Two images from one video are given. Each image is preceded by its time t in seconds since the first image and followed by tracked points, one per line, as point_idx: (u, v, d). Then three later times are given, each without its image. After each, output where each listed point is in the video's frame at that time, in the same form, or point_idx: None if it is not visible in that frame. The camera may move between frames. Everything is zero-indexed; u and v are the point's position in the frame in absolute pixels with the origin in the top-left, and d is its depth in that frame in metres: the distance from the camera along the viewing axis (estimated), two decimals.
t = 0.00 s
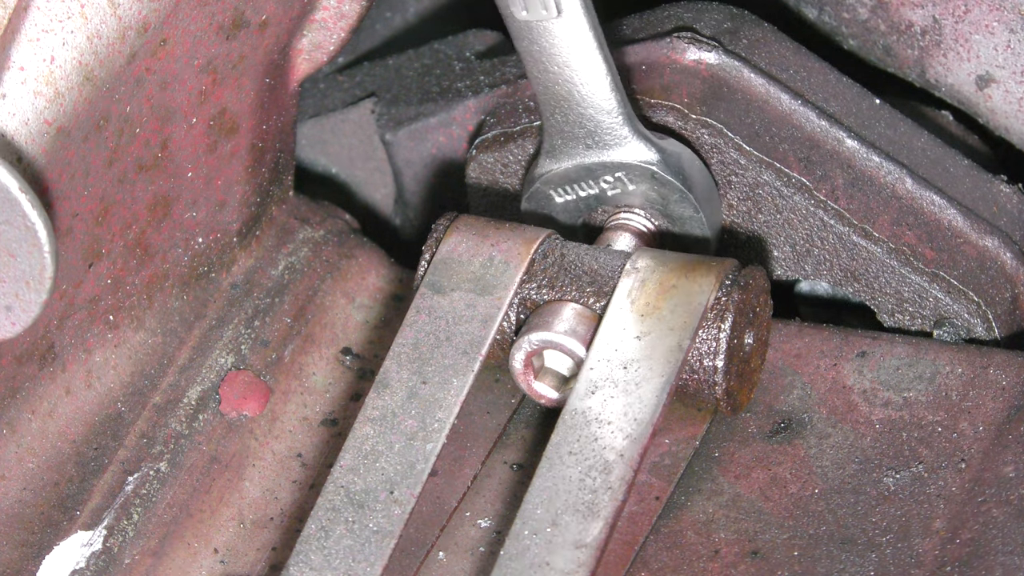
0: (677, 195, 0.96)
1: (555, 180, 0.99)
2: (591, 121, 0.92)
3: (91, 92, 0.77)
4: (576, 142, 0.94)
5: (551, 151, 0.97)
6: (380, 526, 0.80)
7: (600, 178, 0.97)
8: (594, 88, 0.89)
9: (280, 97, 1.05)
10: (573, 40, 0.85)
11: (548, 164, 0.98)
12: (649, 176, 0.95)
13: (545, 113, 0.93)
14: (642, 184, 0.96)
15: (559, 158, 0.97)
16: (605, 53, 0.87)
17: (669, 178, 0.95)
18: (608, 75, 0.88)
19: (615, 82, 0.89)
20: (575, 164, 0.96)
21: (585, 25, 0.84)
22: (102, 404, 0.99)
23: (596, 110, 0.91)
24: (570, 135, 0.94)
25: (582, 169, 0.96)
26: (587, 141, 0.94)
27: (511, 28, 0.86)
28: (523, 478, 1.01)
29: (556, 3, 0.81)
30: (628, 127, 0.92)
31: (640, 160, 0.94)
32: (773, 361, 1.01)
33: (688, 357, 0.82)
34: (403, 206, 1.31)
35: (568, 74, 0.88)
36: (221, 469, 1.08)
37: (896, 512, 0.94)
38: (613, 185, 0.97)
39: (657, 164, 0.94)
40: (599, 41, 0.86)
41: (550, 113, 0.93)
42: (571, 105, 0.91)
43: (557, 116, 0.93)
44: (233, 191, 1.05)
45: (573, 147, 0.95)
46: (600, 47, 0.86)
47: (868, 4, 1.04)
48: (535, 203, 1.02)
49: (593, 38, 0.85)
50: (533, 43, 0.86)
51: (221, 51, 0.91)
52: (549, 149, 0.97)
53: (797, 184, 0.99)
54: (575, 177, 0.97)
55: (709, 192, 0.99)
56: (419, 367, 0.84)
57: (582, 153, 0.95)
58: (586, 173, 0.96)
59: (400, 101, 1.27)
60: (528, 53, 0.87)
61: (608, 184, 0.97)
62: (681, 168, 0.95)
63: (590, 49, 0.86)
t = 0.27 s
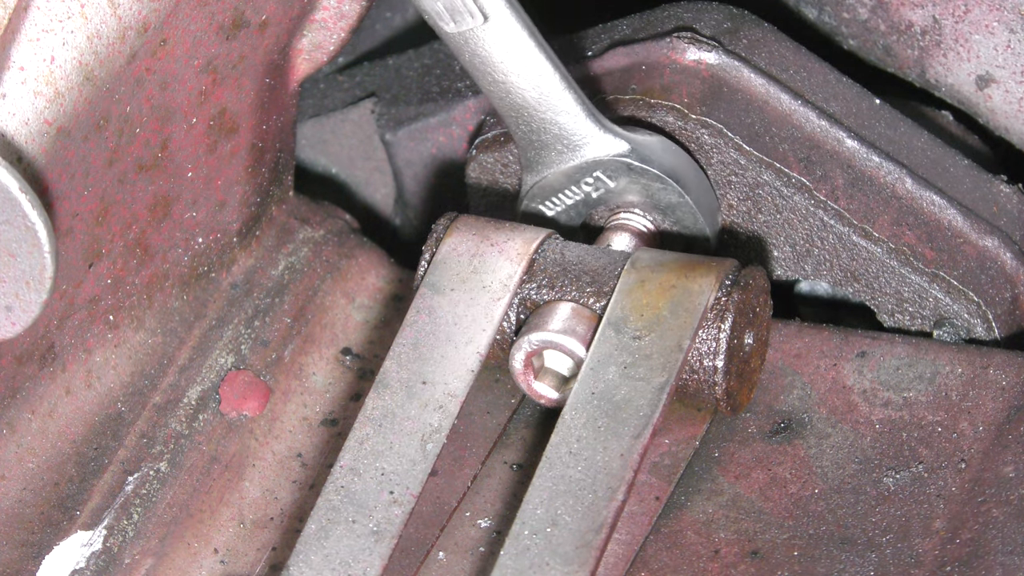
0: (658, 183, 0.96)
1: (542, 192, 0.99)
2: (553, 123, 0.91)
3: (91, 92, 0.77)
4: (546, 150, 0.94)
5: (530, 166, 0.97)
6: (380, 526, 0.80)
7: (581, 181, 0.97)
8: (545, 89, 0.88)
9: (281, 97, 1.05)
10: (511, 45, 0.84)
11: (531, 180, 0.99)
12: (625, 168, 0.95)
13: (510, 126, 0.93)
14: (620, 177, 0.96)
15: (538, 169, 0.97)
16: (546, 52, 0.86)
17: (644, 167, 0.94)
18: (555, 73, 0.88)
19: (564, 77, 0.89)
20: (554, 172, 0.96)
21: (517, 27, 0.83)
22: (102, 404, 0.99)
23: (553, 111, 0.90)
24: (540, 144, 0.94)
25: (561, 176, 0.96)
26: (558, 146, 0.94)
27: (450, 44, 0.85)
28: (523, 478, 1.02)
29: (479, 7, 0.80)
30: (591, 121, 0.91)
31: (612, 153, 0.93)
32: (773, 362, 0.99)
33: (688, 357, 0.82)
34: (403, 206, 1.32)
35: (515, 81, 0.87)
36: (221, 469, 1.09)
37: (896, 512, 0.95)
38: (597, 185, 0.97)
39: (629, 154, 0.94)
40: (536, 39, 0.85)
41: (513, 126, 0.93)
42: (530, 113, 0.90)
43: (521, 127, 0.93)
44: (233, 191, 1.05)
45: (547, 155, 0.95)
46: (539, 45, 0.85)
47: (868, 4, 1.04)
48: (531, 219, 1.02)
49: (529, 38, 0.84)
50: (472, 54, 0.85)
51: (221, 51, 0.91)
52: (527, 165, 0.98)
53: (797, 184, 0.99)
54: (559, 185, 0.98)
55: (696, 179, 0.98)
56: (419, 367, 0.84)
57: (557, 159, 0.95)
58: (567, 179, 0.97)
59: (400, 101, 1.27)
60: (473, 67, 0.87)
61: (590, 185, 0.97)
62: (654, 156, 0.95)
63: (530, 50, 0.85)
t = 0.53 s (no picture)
0: (656, 181, 0.95)
1: (541, 193, 0.99)
2: (550, 122, 0.91)
3: (91, 92, 0.77)
4: (544, 150, 0.94)
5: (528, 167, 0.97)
6: (380, 526, 0.80)
7: (579, 181, 0.97)
8: (540, 89, 0.88)
9: (280, 97, 1.05)
10: (504, 46, 0.84)
11: (529, 181, 0.98)
12: (622, 167, 0.94)
13: (506, 127, 0.93)
14: (618, 176, 0.96)
15: (536, 170, 0.97)
16: (539, 52, 0.86)
17: (641, 165, 0.94)
18: (549, 72, 0.88)
19: (558, 77, 0.89)
20: (552, 173, 0.96)
21: (509, 27, 0.83)
22: (102, 404, 0.99)
23: (549, 111, 0.90)
24: (537, 145, 0.94)
25: (559, 176, 0.96)
26: (554, 146, 0.94)
27: (443, 45, 0.85)
28: (523, 478, 1.02)
29: (470, 8, 0.80)
30: (587, 120, 0.91)
31: (609, 152, 0.93)
32: (773, 362, 0.98)
33: (688, 357, 0.82)
34: (403, 206, 1.32)
35: (510, 81, 0.87)
36: (221, 469, 1.09)
37: (896, 512, 0.95)
38: (595, 185, 0.97)
39: (625, 153, 0.93)
40: (529, 39, 0.85)
41: (510, 126, 0.93)
42: (526, 113, 0.90)
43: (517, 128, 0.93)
44: (233, 191, 1.05)
45: (545, 155, 0.95)
46: (532, 45, 0.85)
47: (868, 4, 1.04)
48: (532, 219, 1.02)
49: (521, 38, 0.84)
50: (465, 55, 0.85)
51: (221, 51, 0.91)
52: (525, 166, 0.97)
53: (797, 184, 0.99)
54: (557, 185, 0.98)
55: (694, 176, 0.98)
56: (419, 367, 0.84)
57: (555, 159, 0.95)
58: (566, 179, 0.97)
59: (400, 101, 1.27)
60: (467, 68, 0.87)
61: (588, 185, 0.97)
62: (651, 154, 0.94)
63: (523, 50, 0.85)
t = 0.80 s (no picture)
0: (658, 182, 0.95)
1: (542, 193, 0.99)
2: (552, 122, 0.91)
3: (91, 92, 0.77)
4: (546, 149, 0.94)
5: (529, 166, 0.97)
6: (380, 526, 0.80)
7: (580, 181, 0.97)
8: (543, 88, 0.88)
9: (281, 97, 1.05)
10: (508, 44, 0.84)
11: (530, 180, 0.98)
12: (623, 167, 0.95)
13: (509, 126, 0.93)
14: (620, 176, 0.96)
15: (537, 169, 0.97)
16: (544, 50, 0.86)
17: (643, 166, 0.94)
18: (553, 71, 0.88)
19: (562, 76, 0.89)
20: (553, 172, 0.96)
21: (514, 25, 0.83)
22: (102, 404, 0.99)
23: (552, 110, 0.90)
24: (539, 144, 0.94)
25: (561, 176, 0.96)
26: (556, 145, 0.94)
27: (446, 43, 0.85)
28: (523, 478, 1.02)
29: (475, 5, 0.80)
30: (590, 120, 0.91)
31: (611, 152, 0.93)
32: (773, 362, 0.98)
33: (688, 357, 0.82)
34: (403, 206, 1.32)
35: (513, 80, 0.87)
36: (221, 470, 1.09)
37: (896, 512, 0.95)
38: (596, 185, 0.97)
39: (628, 153, 0.94)
40: (533, 37, 0.85)
41: (512, 125, 0.93)
42: (529, 112, 0.90)
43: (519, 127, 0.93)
44: (233, 191, 1.05)
45: (546, 155, 0.95)
46: (537, 43, 0.85)
47: (868, 4, 1.04)
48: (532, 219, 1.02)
49: (526, 36, 0.84)
50: (469, 53, 0.85)
51: (221, 52, 0.91)
52: (526, 165, 0.97)
53: (797, 184, 0.99)
54: (558, 185, 0.98)
55: (695, 177, 0.98)
56: (419, 367, 0.84)
57: (556, 158, 0.95)
58: (566, 179, 0.97)
59: (400, 101, 1.27)
60: (470, 66, 0.87)
61: (589, 185, 0.97)
62: (653, 155, 0.95)
63: (527, 49, 0.85)
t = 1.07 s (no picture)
0: (658, 182, 0.95)
1: (542, 193, 0.99)
2: (553, 122, 0.91)
3: (91, 92, 0.77)
4: (546, 150, 0.94)
5: (529, 166, 0.97)
6: (380, 526, 0.80)
7: (580, 181, 0.97)
8: (544, 88, 0.88)
9: (280, 97, 1.05)
10: (508, 43, 0.84)
11: (530, 180, 0.98)
12: (624, 167, 0.95)
13: (509, 126, 0.93)
14: (621, 177, 0.96)
15: (537, 169, 0.97)
16: (544, 50, 0.86)
17: (643, 166, 0.94)
18: (553, 71, 0.88)
19: (562, 76, 0.89)
20: (553, 172, 0.96)
21: (514, 25, 0.83)
22: (102, 404, 0.99)
23: (552, 110, 0.90)
24: (539, 143, 0.94)
25: (561, 176, 0.96)
26: (557, 145, 0.94)
27: (447, 43, 0.85)
28: (523, 478, 1.02)
29: (476, 5, 0.80)
30: (590, 120, 0.91)
31: (612, 153, 0.93)
32: (773, 362, 0.98)
33: (688, 357, 0.82)
34: (403, 206, 1.32)
35: (514, 80, 0.87)
36: (221, 470, 1.09)
37: (896, 512, 0.95)
38: (596, 185, 0.97)
39: (628, 153, 0.94)
40: (533, 37, 0.85)
41: (512, 126, 0.93)
42: (529, 112, 0.90)
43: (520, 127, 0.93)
44: (234, 191, 1.05)
45: (546, 155, 0.95)
46: (537, 43, 0.85)
47: (868, 4, 1.04)
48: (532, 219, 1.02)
49: (526, 36, 0.84)
50: (470, 53, 0.85)
51: (221, 51, 0.91)
52: (527, 165, 0.97)
53: (797, 184, 0.99)
54: (558, 185, 0.98)
55: (695, 177, 0.98)
56: (419, 367, 0.84)
57: (556, 158, 0.95)
58: (567, 179, 0.97)
59: (400, 101, 1.27)
60: (470, 66, 0.87)
61: (590, 185, 0.97)
62: (654, 155, 0.95)
63: (528, 48, 0.85)
